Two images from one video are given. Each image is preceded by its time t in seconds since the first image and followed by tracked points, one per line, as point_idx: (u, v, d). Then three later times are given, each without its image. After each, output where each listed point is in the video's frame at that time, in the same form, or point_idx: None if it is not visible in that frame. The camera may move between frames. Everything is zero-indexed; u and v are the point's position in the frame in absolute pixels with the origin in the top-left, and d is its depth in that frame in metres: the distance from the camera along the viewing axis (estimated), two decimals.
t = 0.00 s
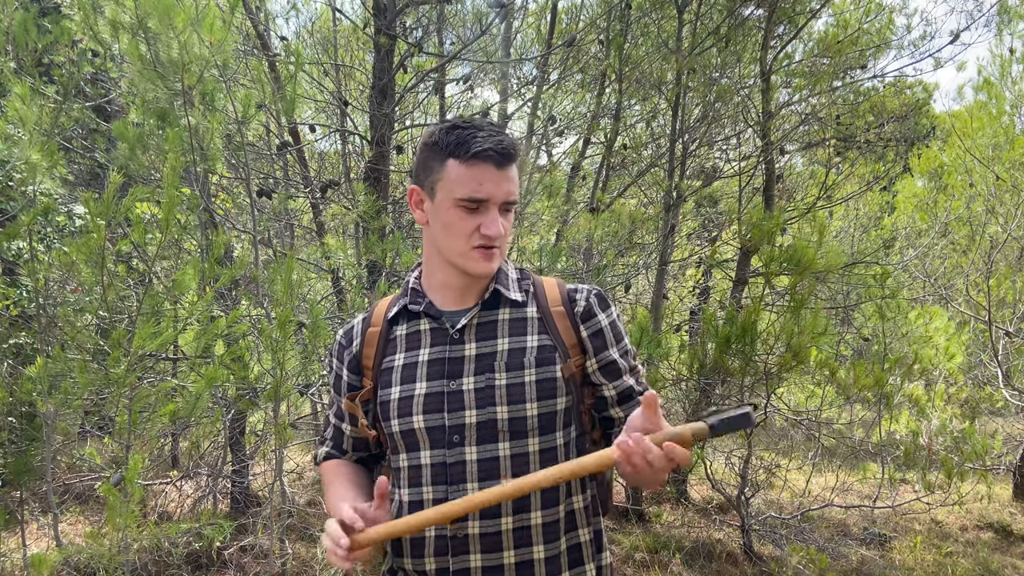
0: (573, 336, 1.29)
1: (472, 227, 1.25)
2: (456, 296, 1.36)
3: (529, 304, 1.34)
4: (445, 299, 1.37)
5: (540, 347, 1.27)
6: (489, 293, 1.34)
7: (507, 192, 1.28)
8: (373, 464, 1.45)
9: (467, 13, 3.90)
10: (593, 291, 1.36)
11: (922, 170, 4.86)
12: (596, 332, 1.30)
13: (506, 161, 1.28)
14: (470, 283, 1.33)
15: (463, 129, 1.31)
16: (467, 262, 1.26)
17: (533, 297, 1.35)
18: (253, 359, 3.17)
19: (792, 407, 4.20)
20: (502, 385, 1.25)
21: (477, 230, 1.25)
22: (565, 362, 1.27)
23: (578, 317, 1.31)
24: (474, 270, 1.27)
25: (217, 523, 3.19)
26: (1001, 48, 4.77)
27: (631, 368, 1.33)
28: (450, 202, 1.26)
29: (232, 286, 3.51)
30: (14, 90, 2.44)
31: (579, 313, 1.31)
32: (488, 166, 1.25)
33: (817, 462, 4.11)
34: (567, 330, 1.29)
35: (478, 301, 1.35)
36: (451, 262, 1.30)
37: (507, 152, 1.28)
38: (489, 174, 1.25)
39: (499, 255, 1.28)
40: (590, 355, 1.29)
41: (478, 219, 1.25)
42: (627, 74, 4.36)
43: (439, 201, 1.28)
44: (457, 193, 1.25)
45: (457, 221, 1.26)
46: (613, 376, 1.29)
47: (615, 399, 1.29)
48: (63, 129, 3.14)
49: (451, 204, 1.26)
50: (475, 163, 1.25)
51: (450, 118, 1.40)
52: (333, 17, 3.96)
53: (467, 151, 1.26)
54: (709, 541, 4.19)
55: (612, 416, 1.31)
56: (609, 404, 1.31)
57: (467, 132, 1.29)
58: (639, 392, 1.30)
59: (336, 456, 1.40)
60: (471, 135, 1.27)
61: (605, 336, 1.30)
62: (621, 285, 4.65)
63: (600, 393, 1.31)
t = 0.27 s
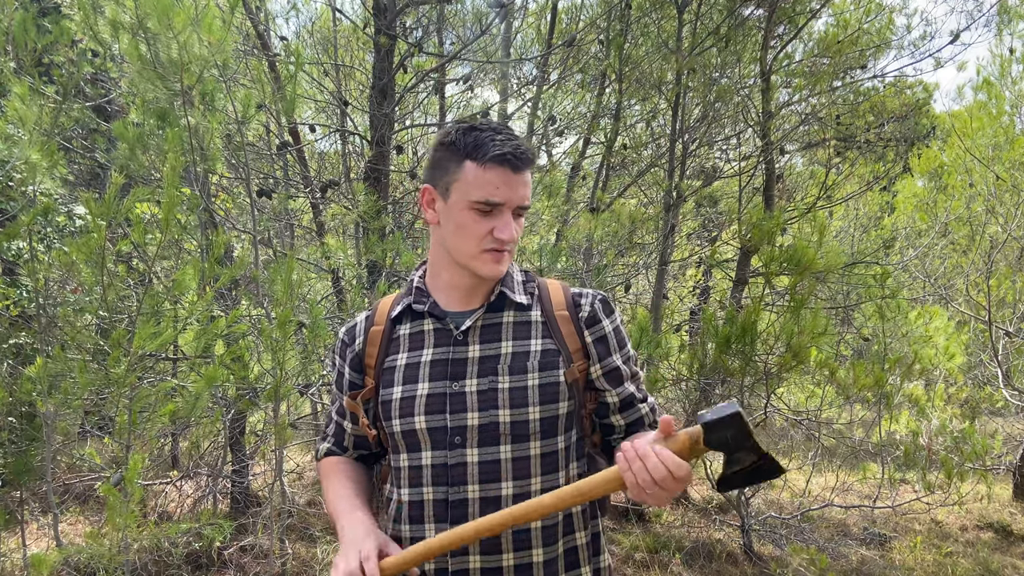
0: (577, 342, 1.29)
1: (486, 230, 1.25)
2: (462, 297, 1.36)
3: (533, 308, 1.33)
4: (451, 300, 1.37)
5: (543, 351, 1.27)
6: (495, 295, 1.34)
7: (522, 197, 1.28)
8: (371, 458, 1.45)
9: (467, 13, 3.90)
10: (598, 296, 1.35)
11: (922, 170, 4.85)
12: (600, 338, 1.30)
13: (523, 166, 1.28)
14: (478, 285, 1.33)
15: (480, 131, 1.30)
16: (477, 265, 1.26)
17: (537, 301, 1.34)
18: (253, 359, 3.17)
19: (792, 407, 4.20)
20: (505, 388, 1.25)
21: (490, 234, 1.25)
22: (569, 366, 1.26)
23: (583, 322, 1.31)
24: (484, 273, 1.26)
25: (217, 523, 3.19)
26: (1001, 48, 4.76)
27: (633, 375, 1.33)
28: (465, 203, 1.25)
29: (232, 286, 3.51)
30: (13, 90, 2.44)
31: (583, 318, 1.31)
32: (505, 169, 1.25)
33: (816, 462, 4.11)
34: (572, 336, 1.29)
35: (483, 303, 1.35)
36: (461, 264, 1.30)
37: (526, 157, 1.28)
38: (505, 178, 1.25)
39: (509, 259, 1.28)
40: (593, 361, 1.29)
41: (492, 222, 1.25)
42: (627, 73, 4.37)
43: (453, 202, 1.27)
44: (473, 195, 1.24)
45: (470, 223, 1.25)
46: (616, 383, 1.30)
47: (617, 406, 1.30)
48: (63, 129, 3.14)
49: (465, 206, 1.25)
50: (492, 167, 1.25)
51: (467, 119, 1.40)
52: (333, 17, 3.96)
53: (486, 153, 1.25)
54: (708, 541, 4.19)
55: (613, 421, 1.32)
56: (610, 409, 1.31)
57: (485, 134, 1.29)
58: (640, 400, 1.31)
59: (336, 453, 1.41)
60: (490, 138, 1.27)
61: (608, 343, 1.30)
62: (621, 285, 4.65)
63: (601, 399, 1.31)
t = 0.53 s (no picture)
0: (582, 343, 1.29)
1: (500, 232, 1.25)
2: (470, 298, 1.36)
3: (539, 309, 1.34)
4: (459, 300, 1.37)
5: (550, 352, 1.28)
6: (502, 295, 1.34)
7: (537, 200, 1.28)
8: (372, 467, 1.45)
9: (467, 13, 3.90)
10: (602, 298, 1.35)
11: (922, 170, 4.84)
12: (604, 339, 1.30)
13: (540, 169, 1.28)
14: (488, 287, 1.33)
15: (499, 131, 1.30)
16: (489, 265, 1.26)
17: (543, 302, 1.35)
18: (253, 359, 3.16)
19: (792, 407, 4.20)
20: (513, 389, 1.25)
21: (504, 235, 1.25)
22: (575, 368, 1.26)
23: (588, 324, 1.31)
24: (496, 274, 1.26)
25: (217, 523, 3.19)
26: (1001, 48, 4.76)
27: (637, 377, 1.32)
28: (480, 204, 1.25)
29: (232, 287, 3.50)
30: (13, 90, 2.43)
31: (588, 319, 1.31)
32: (522, 171, 1.25)
33: (816, 462, 4.11)
34: (576, 337, 1.29)
35: (490, 304, 1.35)
36: (472, 264, 1.30)
37: (544, 160, 1.28)
38: (523, 180, 1.25)
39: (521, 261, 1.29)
40: (598, 363, 1.29)
41: (507, 224, 1.25)
42: (627, 74, 4.37)
43: (468, 202, 1.27)
44: (489, 195, 1.24)
45: (484, 224, 1.25)
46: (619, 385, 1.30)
47: (619, 408, 1.30)
48: (63, 129, 3.14)
49: (480, 206, 1.25)
50: (510, 168, 1.25)
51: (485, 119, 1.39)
52: (333, 17, 3.96)
53: (504, 154, 1.25)
54: (709, 541, 4.19)
55: (615, 423, 1.32)
56: (612, 411, 1.31)
57: (504, 135, 1.28)
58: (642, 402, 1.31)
59: (340, 466, 1.40)
60: (509, 138, 1.27)
61: (612, 344, 1.30)
62: (622, 285, 4.65)
63: (604, 400, 1.32)
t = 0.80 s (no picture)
0: (582, 343, 1.29)
1: (497, 233, 1.25)
2: (469, 299, 1.36)
3: (539, 309, 1.34)
4: (457, 300, 1.37)
5: (550, 353, 1.28)
6: (503, 296, 1.34)
7: (535, 200, 1.28)
8: (372, 472, 1.46)
9: (467, 13, 3.90)
10: (602, 298, 1.35)
11: (922, 170, 4.79)
12: (604, 339, 1.30)
13: (538, 169, 1.28)
14: (486, 288, 1.33)
15: (497, 131, 1.29)
16: (487, 267, 1.26)
17: (543, 303, 1.35)
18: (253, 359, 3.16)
19: (793, 407, 4.20)
20: (513, 391, 1.25)
21: (502, 237, 1.25)
22: (575, 368, 1.27)
23: (588, 324, 1.31)
24: (493, 275, 1.27)
25: (217, 523, 3.19)
26: (1001, 48, 4.75)
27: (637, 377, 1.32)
28: (477, 205, 1.25)
29: (232, 287, 3.51)
30: (13, 90, 2.43)
31: (588, 319, 1.31)
32: (520, 172, 1.25)
33: (817, 462, 4.10)
34: (576, 337, 1.29)
35: (490, 304, 1.36)
36: (470, 265, 1.30)
37: (541, 160, 1.27)
38: (520, 181, 1.25)
39: (519, 262, 1.29)
40: (598, 363, 1.29)
41: (504, 225, 1.25)
42: (627, 74, 4.37)
43: (466, 203, 1.27)
44: (486, 196, 1.24)
45: (482, 226, 1.25)
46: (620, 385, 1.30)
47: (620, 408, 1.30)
48: (63, 129, 3.14)
49: (478, 207, 1.25)
50: (508, 169, 1.24)
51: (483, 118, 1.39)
52: (333, 17, 3.96)
53: (501, 155, 1.25)
54: (709, 541, 4.19)
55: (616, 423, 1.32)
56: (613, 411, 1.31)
57: (502, 135, 1.28)
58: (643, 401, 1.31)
59: (339, 471, 1.40)
60: (506, 139, 1.27)
61: (612, 344, 1.30)
62: (622, 285, 4.65)
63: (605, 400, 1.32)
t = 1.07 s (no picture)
0: (582, 344, 1.29)
1: (495, 233, 1.25)
2: (467, 299, 1.36)
3: (540, 309, 1.34)
4: (456, 301, 1.37)
5: (550, 354, 1.28)
6: (502, 296, 1.34)
7: (534, 200, 1.27)
8: (379, 468, 1.45)
9: (467, 13, 3.90)
10: (603, 298, 1.35)
11: (922, 170, 4.80)
12: (604, 340, 1.30)
13: (536, 169, 1.27)
14: (485, 288, 1.32)
15: (495, 131, 1.29)
16: (485, 267, 1.26)
17: (543, 303, 1.35)
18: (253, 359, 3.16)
19: (793, 407, 4.20)
20: (512, 392, 1.25)
21: (500, 237, 1.25)
22: (574, 369, 1.27)
23: (588, 325, 1.31)
24: (491, 276, 1.26)
25: (217, 523, 3.19)
26: (1001, 48, 4.75)
27: (638, 378, 1.32)
28: (475, 205, 1.25)
29: (232, 287, 3.50)
30: (13, 90, 2.43)
31: (589, 320, 1.31)
32: (518, 172, 1.24)
33: (817, 462, 4.10)
34: (577, 338, 1.29)
35: (489, 305, 1.35)
36: (468, 266, 1.30)
37: (539, 160, 1.27)
38: (519, 181, 1.24)
39: (517, 262, 1.29)
40: (598, 364, 1.29)
41: (502, 225, 1.25)
42: (627, 73, 4.37)
43: (464, 203, 1.26)
44: (484, 197, 1.24)
45: (480, 226, 1.25)
46: (620, 386, 1.30)
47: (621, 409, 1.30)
48: (63, 129, 3.14)
49: (476, 207, 1.25)
50: (505, 169, 1.24)
51: (482, 118, 1.38)
52: (333, 17, 3.96)
53: (499, 155, 1.24)
54: (709, 541, 4.18)
55: (616, 424, 1.32)
56: (613, 412, 1.31)
57: (500, 135, 1.27)
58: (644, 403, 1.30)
59: (344, 468, 1.40)
60: (504, 139, 1.26)
61: (613, 345, 1.30)
62: (621, 285, 4.65)
63: (605, 401, 1.31)
